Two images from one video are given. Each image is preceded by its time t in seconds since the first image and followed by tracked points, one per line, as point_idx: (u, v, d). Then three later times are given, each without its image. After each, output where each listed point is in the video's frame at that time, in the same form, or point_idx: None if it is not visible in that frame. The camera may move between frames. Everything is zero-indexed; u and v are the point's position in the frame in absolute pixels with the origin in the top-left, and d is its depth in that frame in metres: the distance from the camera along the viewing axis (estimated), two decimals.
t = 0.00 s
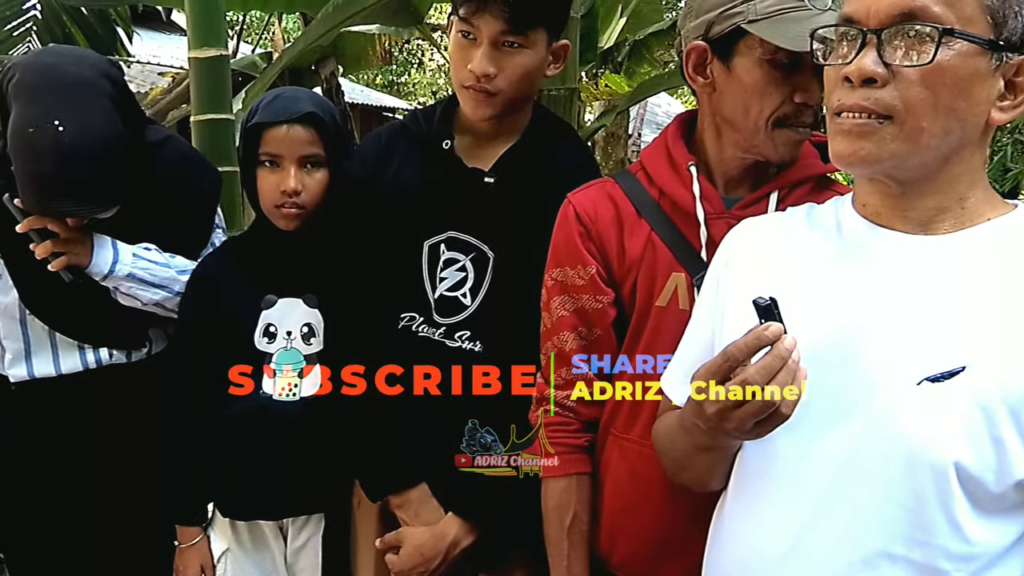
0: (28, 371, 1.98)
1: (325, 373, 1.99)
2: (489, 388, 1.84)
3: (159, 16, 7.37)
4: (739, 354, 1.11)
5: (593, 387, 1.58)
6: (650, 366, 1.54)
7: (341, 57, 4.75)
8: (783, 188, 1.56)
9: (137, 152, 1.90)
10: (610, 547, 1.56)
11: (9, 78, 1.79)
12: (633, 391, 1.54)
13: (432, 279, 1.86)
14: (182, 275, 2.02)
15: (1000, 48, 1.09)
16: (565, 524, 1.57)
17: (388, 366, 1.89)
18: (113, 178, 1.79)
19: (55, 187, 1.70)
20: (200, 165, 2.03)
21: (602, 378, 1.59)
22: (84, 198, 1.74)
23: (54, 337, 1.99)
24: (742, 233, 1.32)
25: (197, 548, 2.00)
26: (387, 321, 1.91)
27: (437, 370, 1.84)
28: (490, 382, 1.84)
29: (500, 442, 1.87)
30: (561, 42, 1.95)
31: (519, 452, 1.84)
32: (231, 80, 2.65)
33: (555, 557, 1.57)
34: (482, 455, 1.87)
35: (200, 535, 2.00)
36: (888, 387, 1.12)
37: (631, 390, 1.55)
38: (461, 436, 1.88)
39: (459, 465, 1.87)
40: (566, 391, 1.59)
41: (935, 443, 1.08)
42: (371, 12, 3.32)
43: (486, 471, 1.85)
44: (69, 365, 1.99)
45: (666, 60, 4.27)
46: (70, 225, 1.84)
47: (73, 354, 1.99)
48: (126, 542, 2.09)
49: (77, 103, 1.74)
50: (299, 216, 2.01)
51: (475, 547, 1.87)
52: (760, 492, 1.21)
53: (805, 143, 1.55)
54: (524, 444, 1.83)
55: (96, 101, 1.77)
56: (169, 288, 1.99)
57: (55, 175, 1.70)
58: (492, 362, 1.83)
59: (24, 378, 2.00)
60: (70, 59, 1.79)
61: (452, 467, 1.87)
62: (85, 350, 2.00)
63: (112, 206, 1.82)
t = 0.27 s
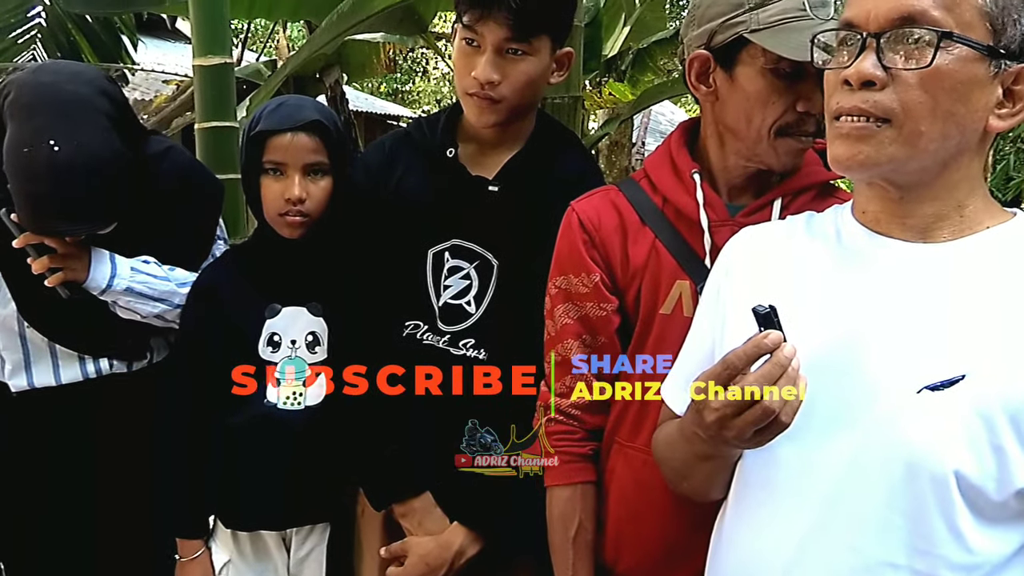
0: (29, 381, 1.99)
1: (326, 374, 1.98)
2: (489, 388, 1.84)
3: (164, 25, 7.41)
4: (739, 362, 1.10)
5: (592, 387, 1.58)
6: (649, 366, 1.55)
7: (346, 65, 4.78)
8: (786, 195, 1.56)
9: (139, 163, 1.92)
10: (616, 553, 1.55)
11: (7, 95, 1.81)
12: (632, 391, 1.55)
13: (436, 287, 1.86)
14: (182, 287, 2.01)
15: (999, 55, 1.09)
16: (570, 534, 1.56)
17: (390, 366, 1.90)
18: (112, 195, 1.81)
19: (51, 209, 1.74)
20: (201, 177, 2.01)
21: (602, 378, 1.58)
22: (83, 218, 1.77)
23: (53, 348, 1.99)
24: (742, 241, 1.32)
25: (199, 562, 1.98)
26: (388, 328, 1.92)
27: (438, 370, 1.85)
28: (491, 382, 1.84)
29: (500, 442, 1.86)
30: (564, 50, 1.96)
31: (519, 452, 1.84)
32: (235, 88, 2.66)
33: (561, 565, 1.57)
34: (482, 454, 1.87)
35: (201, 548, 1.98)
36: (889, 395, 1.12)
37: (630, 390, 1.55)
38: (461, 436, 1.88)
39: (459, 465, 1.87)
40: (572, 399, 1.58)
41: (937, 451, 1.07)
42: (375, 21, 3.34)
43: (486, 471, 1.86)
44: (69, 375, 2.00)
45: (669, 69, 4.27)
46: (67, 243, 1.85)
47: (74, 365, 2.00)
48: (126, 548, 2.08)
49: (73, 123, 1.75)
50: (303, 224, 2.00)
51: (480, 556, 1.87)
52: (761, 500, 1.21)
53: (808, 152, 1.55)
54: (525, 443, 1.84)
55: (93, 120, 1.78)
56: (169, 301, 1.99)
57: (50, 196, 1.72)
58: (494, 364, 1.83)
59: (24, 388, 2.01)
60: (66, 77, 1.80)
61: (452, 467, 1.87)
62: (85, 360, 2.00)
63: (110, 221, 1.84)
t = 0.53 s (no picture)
0: (22, 388, 1.98)
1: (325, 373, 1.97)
2: (489, 388, 1.84)
3: (165, 31, 7.42)
4: (742, 370, 1.08)
5: (592, 386, 1.56)
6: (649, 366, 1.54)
7: (347, 72, 4.79)
8: (788, 202, 1.55)
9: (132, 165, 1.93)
10: (618, 561, 1.54)
11: (2, 90, 1.82)
12: (632, 391, 1.54)
13: (440, 295, 1.86)
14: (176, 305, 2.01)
15: (1001, 62, 1.08)
16: (574, 542, 1.55)
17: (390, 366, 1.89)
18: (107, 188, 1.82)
19: (45, 198, 1.73)
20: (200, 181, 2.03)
21: (602, 377, 1.57)
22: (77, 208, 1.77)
23: (48, 354, 1.98)
24: (744, 249, 1.31)
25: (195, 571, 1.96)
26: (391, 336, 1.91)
27: (438, 370, 1.85)
28: (491, 382, 1.83)
29: (500, 442, 1.87)
30: (570, 57, 1.96)
31: (519, 452, 1.86)
32: (236, 95, 2.66)
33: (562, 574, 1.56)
34: (482, 455, 1.87)
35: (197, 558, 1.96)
36: (892, 405, 1.11)
37: (630, 390, 1.55)
38: (461, 436, 1.88)
39: (459, 465, 1.87)
40: (575, 407, 1.57)
41: (941, 461, 1.06)
42: (376, 28, 3.34)
43: (486, 471, 1.86)
44: (64, 381, 1.99)
45: (670, 77, 4.27)
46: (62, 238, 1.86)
47: (68, 370, 1.98)
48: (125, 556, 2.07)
49: (70, 114, 1.77)
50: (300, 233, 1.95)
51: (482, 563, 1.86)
52: (763, 510, 1.20)
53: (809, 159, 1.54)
54: (524, 443, 1.86)
55: (90, 114, 1.80)
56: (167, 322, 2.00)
57: (45, 187, 1.72)
58: (494, 364, 1.83)
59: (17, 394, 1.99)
60: (64, 72, 1.82)
61: (452, 467, 1.87)
62: (80, 365, 1.98)
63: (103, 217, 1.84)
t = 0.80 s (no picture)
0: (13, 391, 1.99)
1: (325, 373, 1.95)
2: (489, 388, 1.83)
3: (161, 36, 7.43)
4: (737, 373, 1.07)
5: (592, 387, 1.56)
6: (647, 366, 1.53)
7: (345, 76, 4.79)
8: (786, 206, 1.54)
9: (114, 152, 1.96)
10: (616, 567, 1.53)
11: None
12: (632, 391, 1.54)
13: (438, 299, 1.85)
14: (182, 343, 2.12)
15: (999, 65, 1.08)
16: (570, 547, 1.54)
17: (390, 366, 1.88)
18: (82, 154, 1.84)
19: (24, 153, 1.77)
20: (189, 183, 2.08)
21: (602, 377, 1.56)
22: (49, 163, 1.78)
23: (40, 358, 2.01)
24: (741, 253, 1.31)
25: (188, 569, 1.98)
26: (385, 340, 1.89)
27: (438, 370, 1.84)
28: (491, 382, 1.82)
29: (500, 442, 1.85)
30: (571, 60, 1.95)
31: (519, 452, 1.83)
32: (232, 98, 2.66)
33: None
34: (482, 454, 1.85)
35: (191, 556, 1.98)
36: (888, 407, 1.10)
37: (630, 390, 1.54)
38: (461, 436, 1.86)
39: (459, 465, 1.85)
40: (571, 412, 1.57)
41: (937, 463, 1.05)
42: (373, 31, 3.34)
43: (486, 471, 1.85)
44: (56, 384, 2.01)
45: (669, 81, 4.27)
46: (43, 220, 1.87)
47: (60, 374, 2.02)
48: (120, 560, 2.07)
49: (52, 77, 1.85)
50: (263, 239, 1.98)
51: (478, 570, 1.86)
52: (759, 514, 1.19)
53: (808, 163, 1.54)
54: (524, 443, 1.84)
55: (73, 82, 1.87)
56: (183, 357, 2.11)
57: (24, 141, 1.77)
58: (494, 364, 1.82)
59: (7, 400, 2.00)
60: (50, 45, 1.92)
61: (452, 467, 1.86)
62: (72, 369, 2.03)
63: (81, 193, 1.85)
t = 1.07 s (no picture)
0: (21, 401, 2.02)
1: (325, 373, 1.97)
2: (489, 388, 1.82)
3: (159, 38, 7.43)
4: (736, 376, 1.07)
5: (592, 387, 1.56)
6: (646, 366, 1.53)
7: (343, 80, 4.78)
8: (788, 210, 1.54)
9: (104, 152, 1.99)
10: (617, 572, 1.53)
11: None
12: (631, 391, 1.53)
13: (437, 303, 1.83)
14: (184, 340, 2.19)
15: (1002, 68, 1.08)
16: (572, 555, 1.54)
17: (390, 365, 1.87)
18: (71, 148, 1.86)
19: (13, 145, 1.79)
20: (182, 187, 2.09)
21: (602, 377, 1.56)
22: (38, 154, 1.80)
23: (48, 370, 2.03)
24: (742, 256, 1.30)
25: (188, 563, 2.04)
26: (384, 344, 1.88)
27: (438, 371, 1.83)
28: (491, 381, 1.81)
29: (500, 442, 1.84)
30: (572, 63, 1.95)
31: (519, 452, 1.82)
32: (231, 101, 2.66)
33: None
34: (482, 454, 1.84)
35: (190, 552, 2.03)
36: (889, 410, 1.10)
37: (629, 390, 1.54)
38: (461, 435, 1.85)
39: (459, 464, 1.84)
40: (571, 418, 1.56)
41: (937, 467, 1.05)
42: (371, 33, 3.34)
43: (486, 471, 1.83)
44: (64, 396, 2.05)
45: (668, 84, 4.27)
46: (36, 221, 1.88)
47: (68, 387, 2.05)
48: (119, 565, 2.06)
49: (44, 73, 1.89)
50: (268, 245, 2.03)
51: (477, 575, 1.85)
52: (760, 517, 1.18)
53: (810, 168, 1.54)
54: (524, 443, 1.83)
55: (66, 80, 1.92)
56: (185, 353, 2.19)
57: (13, 133, 1.80)
58: (494, 364, 1.81)
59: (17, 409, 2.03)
60: (44, 44, 1.97)
61: (451, 466, 1.84)
62: (81, 383, 2.06)
63: (71, 188, 1.86)
